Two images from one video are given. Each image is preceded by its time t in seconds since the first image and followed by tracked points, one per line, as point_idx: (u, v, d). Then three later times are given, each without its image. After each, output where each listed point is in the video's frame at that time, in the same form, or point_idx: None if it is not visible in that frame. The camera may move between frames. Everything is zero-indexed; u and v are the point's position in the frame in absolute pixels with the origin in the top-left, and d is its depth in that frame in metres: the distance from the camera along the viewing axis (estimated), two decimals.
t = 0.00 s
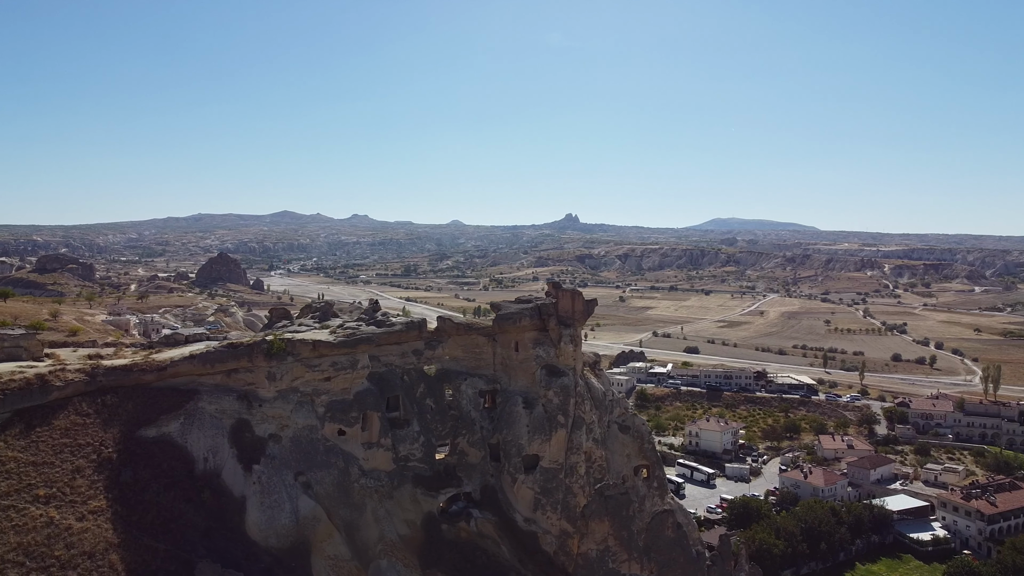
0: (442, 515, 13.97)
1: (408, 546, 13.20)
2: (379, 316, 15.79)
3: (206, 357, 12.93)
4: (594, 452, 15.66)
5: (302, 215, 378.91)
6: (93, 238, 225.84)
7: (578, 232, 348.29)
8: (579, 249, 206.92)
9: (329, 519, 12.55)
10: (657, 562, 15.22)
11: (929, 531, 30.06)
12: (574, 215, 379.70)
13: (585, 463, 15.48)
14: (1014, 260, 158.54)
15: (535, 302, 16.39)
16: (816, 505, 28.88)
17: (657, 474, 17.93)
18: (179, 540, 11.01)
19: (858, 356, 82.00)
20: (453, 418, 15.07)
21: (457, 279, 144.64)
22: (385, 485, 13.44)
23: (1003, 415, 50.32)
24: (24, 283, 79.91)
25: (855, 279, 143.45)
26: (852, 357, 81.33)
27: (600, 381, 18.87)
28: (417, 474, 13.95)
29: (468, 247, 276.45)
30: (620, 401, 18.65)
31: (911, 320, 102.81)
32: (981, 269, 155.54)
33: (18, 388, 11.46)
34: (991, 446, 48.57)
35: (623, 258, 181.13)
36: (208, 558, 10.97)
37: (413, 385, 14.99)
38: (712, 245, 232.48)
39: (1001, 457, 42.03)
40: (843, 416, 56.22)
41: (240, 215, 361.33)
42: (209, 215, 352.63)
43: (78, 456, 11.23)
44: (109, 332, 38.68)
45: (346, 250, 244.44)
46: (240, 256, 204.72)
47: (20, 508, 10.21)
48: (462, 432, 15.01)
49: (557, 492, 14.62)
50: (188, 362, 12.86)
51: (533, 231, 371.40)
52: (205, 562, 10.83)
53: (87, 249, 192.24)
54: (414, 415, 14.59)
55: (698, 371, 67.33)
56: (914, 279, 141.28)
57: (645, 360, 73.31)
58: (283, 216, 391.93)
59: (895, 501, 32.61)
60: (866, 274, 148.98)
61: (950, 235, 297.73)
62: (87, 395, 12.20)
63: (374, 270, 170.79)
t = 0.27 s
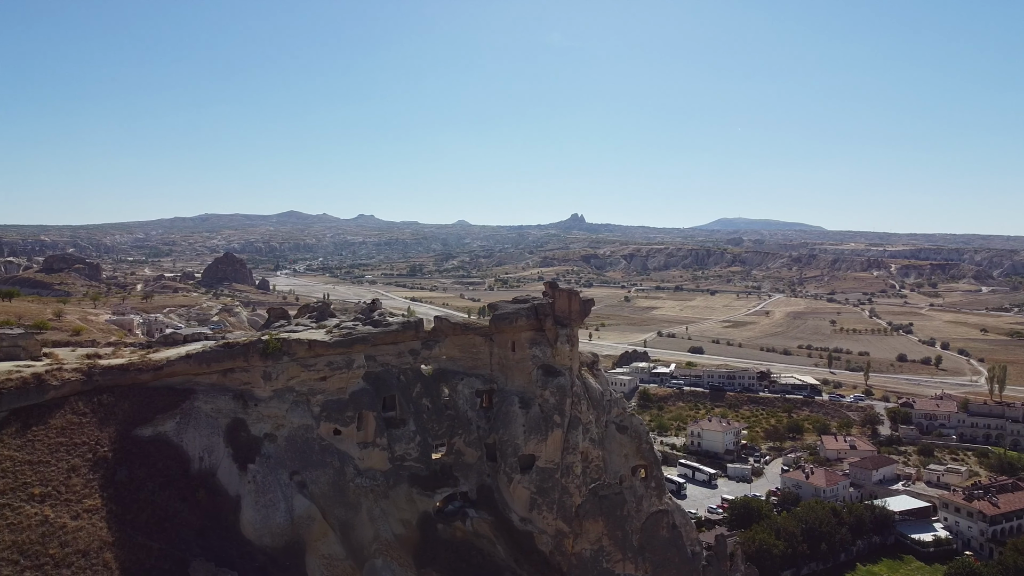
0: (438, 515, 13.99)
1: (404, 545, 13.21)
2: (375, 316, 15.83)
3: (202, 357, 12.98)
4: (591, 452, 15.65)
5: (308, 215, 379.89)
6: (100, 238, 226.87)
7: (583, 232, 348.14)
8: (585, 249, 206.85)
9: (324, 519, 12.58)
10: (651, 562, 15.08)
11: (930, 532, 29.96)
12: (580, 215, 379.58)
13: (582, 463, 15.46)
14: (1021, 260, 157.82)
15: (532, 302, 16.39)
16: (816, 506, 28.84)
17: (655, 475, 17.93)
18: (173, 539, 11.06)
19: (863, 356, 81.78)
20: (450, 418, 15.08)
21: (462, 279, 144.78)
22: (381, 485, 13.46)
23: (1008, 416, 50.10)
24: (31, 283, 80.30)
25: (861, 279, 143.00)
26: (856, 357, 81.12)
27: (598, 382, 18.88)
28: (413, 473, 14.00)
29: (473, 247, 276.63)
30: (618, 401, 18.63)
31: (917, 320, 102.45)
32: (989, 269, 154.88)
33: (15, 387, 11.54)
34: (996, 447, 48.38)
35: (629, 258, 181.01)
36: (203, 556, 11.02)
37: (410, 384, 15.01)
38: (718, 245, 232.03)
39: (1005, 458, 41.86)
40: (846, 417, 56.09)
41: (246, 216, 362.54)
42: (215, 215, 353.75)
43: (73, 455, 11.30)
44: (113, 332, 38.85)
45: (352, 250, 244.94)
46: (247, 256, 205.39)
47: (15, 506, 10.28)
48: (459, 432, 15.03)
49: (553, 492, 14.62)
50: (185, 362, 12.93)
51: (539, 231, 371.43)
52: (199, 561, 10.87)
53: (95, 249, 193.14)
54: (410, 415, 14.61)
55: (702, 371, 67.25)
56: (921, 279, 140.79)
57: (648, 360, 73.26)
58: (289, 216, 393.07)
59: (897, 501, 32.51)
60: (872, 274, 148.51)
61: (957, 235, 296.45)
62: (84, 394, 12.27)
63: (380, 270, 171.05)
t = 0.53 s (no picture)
0: (434, 514, 14.03)
1: (399, 545, 13.26)
2: (372, 316, 15.85)
3: (198, 357, 13.02)
4: (588, 452, 15.63)
5: (314, 215, 380.89)
6: (107, 238, 228.08)
7: (589, 232, 348.12)
8: (590, 249, 206.79)
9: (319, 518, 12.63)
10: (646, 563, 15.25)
11: (932, 533, 29.85)
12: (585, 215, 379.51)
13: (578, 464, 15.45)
14: None
15: (529, 302, 16.37)
16: (817, 507, 28.76)
17: (652, 475, 17.93)
18: (167, 538, 11.12)
19: (868, 357, 81.54)
20: (446, 418, 15.10)
21: (467, 279, 144.97)
22: (376, 484, 13.49)
23: (1013, 417, 49.86)
24: (38, 283, 80.75)
25: (867, 280, 142.55)
26: (862, 357, 80.88)
27: (596, 382, 18.87)
28: (408, 473, 14.04)
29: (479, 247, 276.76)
30: (616, 401, 18.63)
31: (923, 321, 102.07)
32: (996, 269, 154.19)
33: (11, 386, 11.58)
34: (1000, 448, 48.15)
35: (634, 258, 180.94)
36: (197, 555, 11.08)
37: (406, 385, 15.03)
38: (724, 245, 231.66)
39: (1008, 459, 41.66)
40: (849, 417, 55.96)
41: (253, 216, 363.79)
42: (222, 215, 354.97)
43: (69, 454, 11.36)
44: (117, 331, 39.01)
45: (358, 250, 245.43)
46: (254, 256, 206.12)
47: (10, 505, 10.33)
48: (455, 431, 15.05)
49: (549, 492, 14.63)
50: (180, 362, 12.97)
51: (544, 231, 371.45)
52: (193, 560, 10.93)
53: (103, 249, 194.12)
54: (406, 415, 14.64)
55: (705, 371, 67.16)
56: (927, 280, 140.29)
57: (652, 360, 73.22)
58: (295, 216, 394.28)
59: (898, 502, 32.40)
60: (878, 274, 148.06)
61: (965, 235, 295.19)
62: (80, 393, 12.33)
63: (386, 270, 171.36)
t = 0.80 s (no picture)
0: (429, 514, 14.05)
1: (394, 544, 13.28)
2: (369, 316, 15.89)
3: (194, 357, 13.08)
4: (584, 452, 15.62)
5: (320, 215, 381.69)
6: (114, 238, 229.09)
7: (595, 232, 347.74)
8: (596, 249, 206.62)
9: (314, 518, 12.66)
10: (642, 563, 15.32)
11: (933, 534, 29.73)
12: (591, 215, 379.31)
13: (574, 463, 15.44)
14: None
15: (525, 302, 16.39)
16: (818, 508, 28.68)
17: (650, 475, 17.90)
18: (162, 536, 11.19)
19: (873, 357, 81.24)
20: (442, 418, 15.12)
21: (472, 279, 145.07)
22: (371, 483, 13.52)
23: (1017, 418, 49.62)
24: (45, 283, 81.08)
25: (873, 280, 142.04)
26: (867, 358, 80.59)
27: (594, 382, 18.88)
28: (404, 473, 14.07)
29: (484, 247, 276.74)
30: (614, 401, 18.63)
31: (929, 321, 101.62)
32: (1004, 269, 153.35)
33: (8, 386, 11.66)
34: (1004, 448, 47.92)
35: (640, 258, 180.76)
36: (190, 554, 11.13)
37: (402, 384, 15.07)
38: (730, 245, 231.15)
39: (1012, 460, 41.45)
40: (852, 417, 55.80)
41: (259, 216, 364.89)
42: (228, 215, 356.02)
43: (64, 453, 11.43)
44: (121, 331, 39.14)
45: (364, 250, 245.70)
46: (261, 256, 206.58)
47: (5, 503, 10.40)
48: (451, 431, 15.08)
49: (545, 491, 14.62)
50: (176, 361, 13.04)
51: (550, 231, 371.31)
52: (186, 558, 10.98)
53: (110, 249, 194.91)
54: (402, 415, 14.68)
55: (708, 371, 67.05)
56: (934, 280, 139.66)
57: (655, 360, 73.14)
58: (302, 216, 395.24)
59: (900, 503, 32.29)
60: (885, 274, 147.49)
61: (973, 235, 293.75)
62: (77, 393, 12.41)
63: (391, 270, 171.55)
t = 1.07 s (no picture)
0: (425, 513, 14.07)
1: (389, 543, 13.31)
2: (365, 316, 15.92)
3: (190, 356, 13.14)
4: (581, 451, 15.59)
5: (327, 216, 382.61)
6: (121, 238, 230.22)
7: (601, 232, 347.54)
8: (602, 249, 206.56)
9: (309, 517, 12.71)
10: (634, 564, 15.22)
11: (935, 535, 29.67)
12: (596, 215, 379.27)
13: (571, 463, 15.43)
14: None
15: (522, 302, 16.40)
16: (818, 509, 28.62)
17: (647, 474, 17.93)
18: (156, 534, 11.25)
19: (879, 358, 81.00)
20: (439, 417, 15.16)
21: (478, 279, 145.26)
22: (367, 482, 13.54)
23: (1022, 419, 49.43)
24: (52, 282, 81.47)
25: (879, 280, 141.60)
26: (872, 359, 80.34)
27: (591, 382, 18.90)
28: (400, 472, 14.07)
29: (490, 247, 276.85)
30: (611, 401, 18.63)
31: (935, 321, 101.27)
32: (1012, 270, 152.63)
33: (4, 385, 11.71)
34: (1008, 449, 47.72)
35: (645, 258, 180.70)
36: (185, 553, 11.17)
37: (399, 384, 15.09)
38: (736, 245, 230.82)
39: (1015, 461, 41.27)
40: (855, 418, 55.65)
41: (266, 216, 366.06)
42: (235, 216, 357.19)
43: (60, 452, 11.49)
44: (125, 331, 39.34)
45: (370, 250, 246.10)
46: (267, 256, 207.14)
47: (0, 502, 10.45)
48: (448, 431, 15.12)
49: (540, 491, 14.63)
50: (173, 361, 13.09)
51: (556, 231, 371.27)
52: (180, 558, 11.03)
53: (118, 249, 195.79)
54: (398, 414, 14.70)
55: (711, 372, 66.97)
56: (941, 280, 139.18)
57: (659, 361, 73.09)
58: (308, 216, 396.37)
59: (901, 504, 32.18)
60: (891, 274, 147.02)
61: (980, 235, 292.51)
62: (74, 392, 12.46)
63: (397, 270, 171.84)
